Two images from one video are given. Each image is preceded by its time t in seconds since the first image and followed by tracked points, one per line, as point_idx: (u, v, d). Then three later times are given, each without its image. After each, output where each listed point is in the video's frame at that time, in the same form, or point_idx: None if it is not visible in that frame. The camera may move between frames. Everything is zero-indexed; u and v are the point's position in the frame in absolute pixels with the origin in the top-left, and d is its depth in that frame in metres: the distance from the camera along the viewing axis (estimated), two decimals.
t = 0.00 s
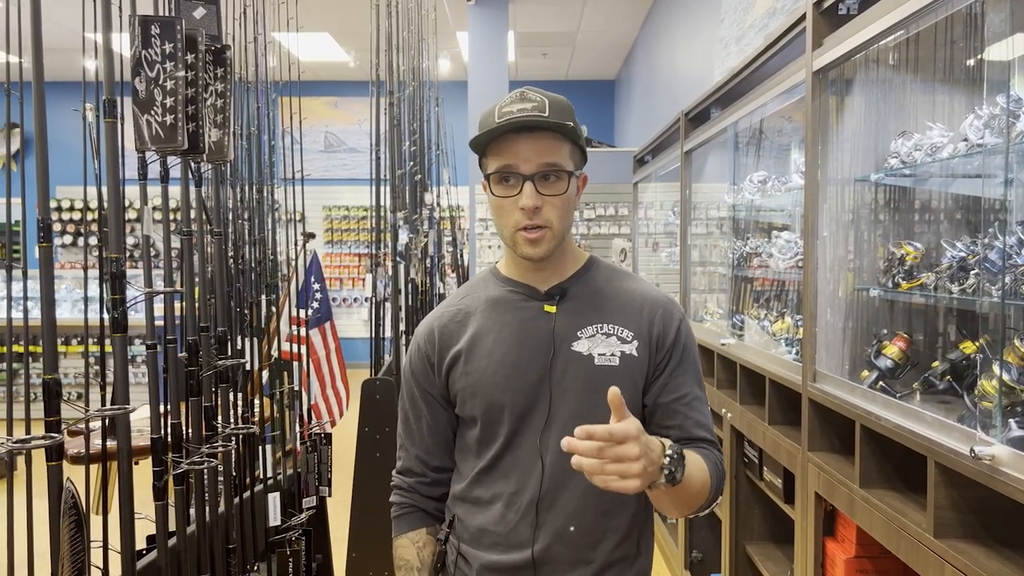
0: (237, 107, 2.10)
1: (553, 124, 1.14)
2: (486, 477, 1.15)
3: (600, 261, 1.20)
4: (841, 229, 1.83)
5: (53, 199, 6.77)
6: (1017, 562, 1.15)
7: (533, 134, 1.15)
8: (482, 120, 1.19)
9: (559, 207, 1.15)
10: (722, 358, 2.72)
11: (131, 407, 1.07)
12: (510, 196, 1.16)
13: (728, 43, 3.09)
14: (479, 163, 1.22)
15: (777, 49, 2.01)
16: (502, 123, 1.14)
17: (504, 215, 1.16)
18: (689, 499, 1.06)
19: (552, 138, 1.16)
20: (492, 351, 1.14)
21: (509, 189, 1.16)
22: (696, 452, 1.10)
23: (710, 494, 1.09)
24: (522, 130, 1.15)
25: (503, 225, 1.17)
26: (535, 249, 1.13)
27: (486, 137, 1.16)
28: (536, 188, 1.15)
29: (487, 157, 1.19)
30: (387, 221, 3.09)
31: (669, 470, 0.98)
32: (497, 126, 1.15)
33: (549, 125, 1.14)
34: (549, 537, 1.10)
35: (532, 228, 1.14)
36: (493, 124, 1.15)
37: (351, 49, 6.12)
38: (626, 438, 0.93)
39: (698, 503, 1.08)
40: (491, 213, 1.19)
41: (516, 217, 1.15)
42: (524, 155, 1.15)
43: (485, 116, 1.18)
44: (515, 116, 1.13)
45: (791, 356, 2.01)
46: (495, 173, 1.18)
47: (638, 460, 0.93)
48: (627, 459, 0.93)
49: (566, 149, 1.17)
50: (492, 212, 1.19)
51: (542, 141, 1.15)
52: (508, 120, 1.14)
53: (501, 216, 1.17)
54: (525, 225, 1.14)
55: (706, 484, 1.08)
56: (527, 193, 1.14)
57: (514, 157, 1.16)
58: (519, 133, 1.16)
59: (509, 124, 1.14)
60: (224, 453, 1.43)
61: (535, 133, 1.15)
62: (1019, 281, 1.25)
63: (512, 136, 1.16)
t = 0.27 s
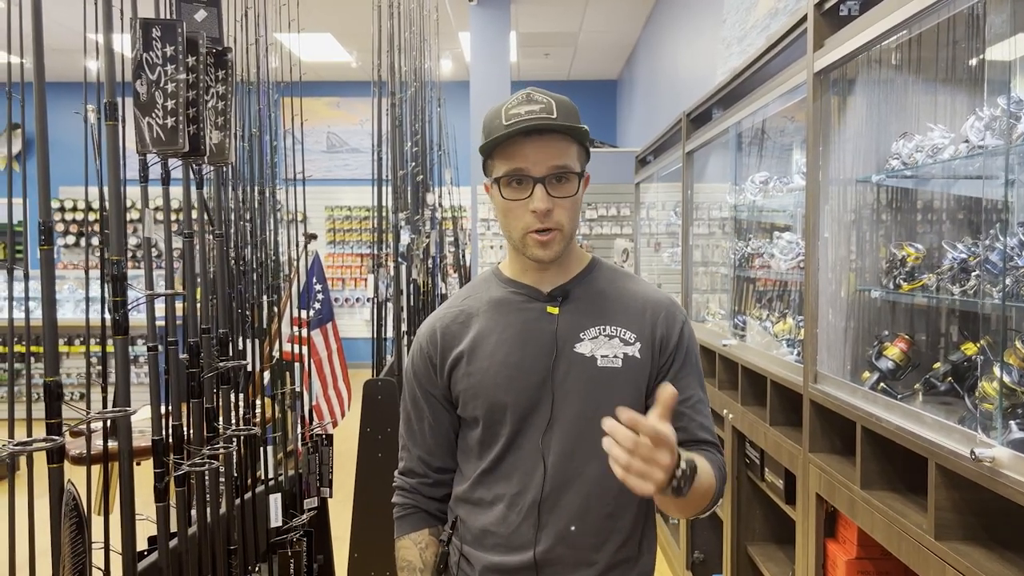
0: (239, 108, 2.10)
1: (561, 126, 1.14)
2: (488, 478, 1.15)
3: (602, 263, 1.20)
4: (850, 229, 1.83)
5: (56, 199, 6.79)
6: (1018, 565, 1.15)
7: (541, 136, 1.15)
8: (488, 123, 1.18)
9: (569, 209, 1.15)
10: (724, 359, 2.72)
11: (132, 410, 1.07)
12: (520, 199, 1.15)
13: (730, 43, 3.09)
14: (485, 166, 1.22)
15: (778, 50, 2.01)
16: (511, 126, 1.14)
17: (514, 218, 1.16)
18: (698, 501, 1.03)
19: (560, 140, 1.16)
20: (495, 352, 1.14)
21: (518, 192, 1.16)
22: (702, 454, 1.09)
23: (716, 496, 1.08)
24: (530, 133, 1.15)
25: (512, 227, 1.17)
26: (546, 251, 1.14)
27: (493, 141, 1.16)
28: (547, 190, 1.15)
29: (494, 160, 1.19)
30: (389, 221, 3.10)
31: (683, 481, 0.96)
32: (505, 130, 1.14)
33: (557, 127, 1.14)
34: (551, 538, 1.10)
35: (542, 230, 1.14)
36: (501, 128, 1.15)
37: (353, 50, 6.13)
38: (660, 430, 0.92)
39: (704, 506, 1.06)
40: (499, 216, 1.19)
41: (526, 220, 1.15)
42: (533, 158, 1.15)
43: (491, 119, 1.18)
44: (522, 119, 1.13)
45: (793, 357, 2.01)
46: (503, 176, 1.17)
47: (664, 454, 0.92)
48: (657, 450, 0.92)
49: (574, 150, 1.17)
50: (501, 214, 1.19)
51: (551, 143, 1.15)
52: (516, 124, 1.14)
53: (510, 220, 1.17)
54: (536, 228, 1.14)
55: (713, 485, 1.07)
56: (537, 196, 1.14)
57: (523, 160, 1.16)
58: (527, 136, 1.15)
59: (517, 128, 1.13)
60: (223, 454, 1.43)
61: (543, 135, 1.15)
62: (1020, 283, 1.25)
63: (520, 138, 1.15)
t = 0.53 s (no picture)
0: (239, 109, 2.10)
1: (562, 126, 1.14)
2: (488, 478, 1.15)
3: (602, 265, 1.20)
4: (849, 230, 1.83)
5: (58, 200, 6.80)
6: (1018, 565, 1.14)
7: (542, 136, 1.15)
8: (488, 124, 1.18)
9: (570, 210, 1.15)
10: (724, 359, 2.72)
11: (127, 410, 1.07)
12: (521, 200, 1.15)
13: (732, 43, 3.08)
14: (484, 167, 1.21)
15: (779, 49, 2.01)
16: (511, 127, 1.14)
17: (516, 219, 1.16)
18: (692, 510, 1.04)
19: (560, 140, 1.15)
20: (495, 354, 1.14)
21: (519, 192, 1.16)
22: (694, 462, 1.10)
23: (710, 501, 1.09)
24: (530, 133, 1.15)
25: (513, 228, 1.17)
26: (548, 252, 1.14)
27: (494, 141, 1.16)
28: (548, 191, 1.15)
29: (494, 160, 1.19)
30: (390, 222, 3.10)
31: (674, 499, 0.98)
32: (505, 130, 1.14)
33: (558, 127, 1.14)
34: (550, 538, 1.10)
35: (543, 231, 1.14)
36: (502, 128, 1.15)
37: (355, 50, 6.13)
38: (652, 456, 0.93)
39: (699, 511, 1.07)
40: (499, 217, 1.19)
41: (528, 221, 1.14)
42: (534, 158, 1.15)
43: (491, 120, 1.17)
44: (522, 119, 1.13)
45: (793, 357, 2.01)
46: (504, 177, 1.17)
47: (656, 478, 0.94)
48: (648, 474, 0.93)
49: (575, 150, 1.17)
50: (501, 215, 1.18)
51: (552, 143, 1.15)
52: (517, 124, 1.13)
53: (511, 220, 1.17)
54: (536, 229, 1.14)
55: (707, 491, 1.07)
56: (538, 197, 1.14)
57: (524, 160, 1.15)
58: (527, 136, 1.15)
59: (518, 128, 1.13)
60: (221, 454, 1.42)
61: (544, 135, 1.15)
62: (1018, 282, 1.25)
63: (521, 139, 1.15)
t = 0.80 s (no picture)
0: (238, 107, 2.11)
1: (558, 119, 1.14)
2: (482, 474, 1.15)
3: (596, 261, 1.20)
4: (844, 228, 1.82)
5: (60, 199, 6.82)
6: (1013, 562, 1.14)
7: (538, 129, 1.15)
8: (484, 115, 1.18)
9: (565, 203, 1.15)
10: (724, 357, 2.71)
11: (119, 402, 1.08)
12: (516, 192, 1.15)
13: (732, 42, 3.08)
14: (480, 159, 1.21)
15: (777, 46, 2.01)
16: (508, 118, 1.14)
17: (510, 212, 1.16)
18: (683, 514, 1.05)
19: (555, 133, 1.16)
20: (489, 350, 1.14)
21: (514, 185, 1.16)
22: (682, 463, 1.09)
23: (701, 500, 1.09)
24: (526, 126, 1.15)
25: (507, 221, 1.16)
26: (542, 244, 1.13)
27: (490, 132, 1.16)
28: (543, 184, 1.15)
29: (490, 152, 1.19)
30: (390, 220, 3.10)
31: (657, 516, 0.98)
32: (502, 122, 1.14)
33: (554, 120, 1.14)
34: (545, 534, 1.10)
35: (537, 223, 1.14)
36: (499, 119, 1.15)
37: (356, 49, 6.13)
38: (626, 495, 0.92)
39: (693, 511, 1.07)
40: (494, 210, 1.19)
41: (522, 213, 1.14)
42: (529, 150, 1.15)
43: (487, 111, 1.17)
44: (519, 112, 1.13)
45: (790, 354, 2.01)
46: (499, 169, 1.17)
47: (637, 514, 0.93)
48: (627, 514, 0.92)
49: (570, 145, 1.17)
50: (496, 207, 1.18)
51: (547, 136, 1.15)
52: (513, 116, 1.13)
53: (505, 213, 1.16)
54: (531, 221, 1.14)
55: (698, 491, 1.08)
56: (533, 189, 1.14)
57: (519, 153, 1.15)
58: (523, 129, 1.15)
59: (514, 121, 1.13)
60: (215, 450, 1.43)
61: (540, 128, 1.15)
62: (1013, 278, 1.24)
63: (517, 131, 1.15)
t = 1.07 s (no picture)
0: (239, 105, 2.12)
1: (577, 119, 1.14)
2: (476, 469, 1.16)
3: (586, 255, 1.21)
4: (845, 227, 1.82)
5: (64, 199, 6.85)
6: (1009, 557, 1.14)
7: (554, 124, 1.14)
8: (503, 101, 1.15)
9: (570, 203, 1.16)
10: (724, 355, 2.71)
11: (114, 395, 1.08)
12: (526, 183, 1.14)
13: (733, 40, 3.08)
14: (488, 144, 1.19)
15: (776, 43, 2.01)
16: (530, 109, 1.12)
17: (516, 202, 1.15)
18: (675, 505, 1.06)
19: (569, 131, 1.16)
20: (480, 346, 1.14)
21: (524, 176, 1.15)
22: (676, 453, 1.10)
23: (693, 491, 1.10)
24: (543, 119, 1.14)
25: (512, 211, 1.16)
26: (544, 239, 1.14)
27: (509, 119, 1.14)
28: (555, 180, 1.14)
29: (501, 139, 1.17)
30: (391, 219, 3.11)
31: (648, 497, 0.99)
32: (522, 112, 1.12)
33: (573, 120, 1.14)
34: (539, 528, 1.10)
35: (543, 219, 1.14)
36: (520, 109, 1.13)
37: (358, 49, 6.14)
38: (612, 463, 0.94)
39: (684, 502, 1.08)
40: (499, 197, 1.17)
41: (529, 205, 1.14)
42: (543, 144, 1.14)
43: (507, 98, 1.15)
44: (542, 105, 1.12)
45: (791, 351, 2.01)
46: (511, 157, 1.16)
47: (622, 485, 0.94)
48: (612, 482, 0.94)
49: (580, 146, 1.18)
50: (500, 195, 1.17)
51: (563, 133, 1.15)
52: (536, 108, 1.12)
53: (512, 203, 1.15)
54: (538, 216, 1.14)
55: (689, 482, 1.08)
56: (545, 183, 1.13)
57: (532, 144, 1.14)
58: (539, 121, 1.14)
59: (536, 112, 1.12)
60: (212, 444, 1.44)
61: (556, 124, 1.15)
62: (1011, 273, 1.24)
63: (533, 123, 1.14)
